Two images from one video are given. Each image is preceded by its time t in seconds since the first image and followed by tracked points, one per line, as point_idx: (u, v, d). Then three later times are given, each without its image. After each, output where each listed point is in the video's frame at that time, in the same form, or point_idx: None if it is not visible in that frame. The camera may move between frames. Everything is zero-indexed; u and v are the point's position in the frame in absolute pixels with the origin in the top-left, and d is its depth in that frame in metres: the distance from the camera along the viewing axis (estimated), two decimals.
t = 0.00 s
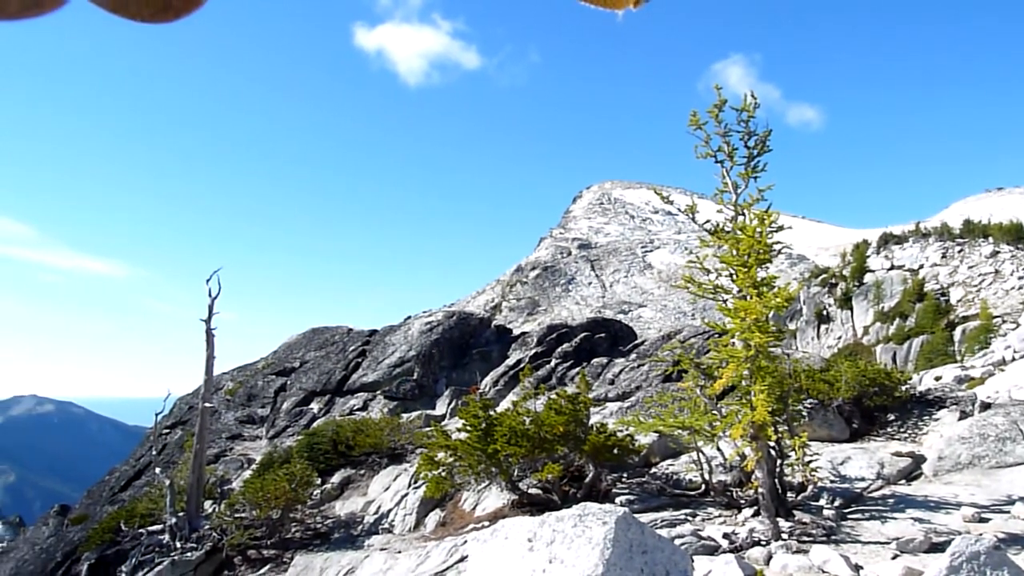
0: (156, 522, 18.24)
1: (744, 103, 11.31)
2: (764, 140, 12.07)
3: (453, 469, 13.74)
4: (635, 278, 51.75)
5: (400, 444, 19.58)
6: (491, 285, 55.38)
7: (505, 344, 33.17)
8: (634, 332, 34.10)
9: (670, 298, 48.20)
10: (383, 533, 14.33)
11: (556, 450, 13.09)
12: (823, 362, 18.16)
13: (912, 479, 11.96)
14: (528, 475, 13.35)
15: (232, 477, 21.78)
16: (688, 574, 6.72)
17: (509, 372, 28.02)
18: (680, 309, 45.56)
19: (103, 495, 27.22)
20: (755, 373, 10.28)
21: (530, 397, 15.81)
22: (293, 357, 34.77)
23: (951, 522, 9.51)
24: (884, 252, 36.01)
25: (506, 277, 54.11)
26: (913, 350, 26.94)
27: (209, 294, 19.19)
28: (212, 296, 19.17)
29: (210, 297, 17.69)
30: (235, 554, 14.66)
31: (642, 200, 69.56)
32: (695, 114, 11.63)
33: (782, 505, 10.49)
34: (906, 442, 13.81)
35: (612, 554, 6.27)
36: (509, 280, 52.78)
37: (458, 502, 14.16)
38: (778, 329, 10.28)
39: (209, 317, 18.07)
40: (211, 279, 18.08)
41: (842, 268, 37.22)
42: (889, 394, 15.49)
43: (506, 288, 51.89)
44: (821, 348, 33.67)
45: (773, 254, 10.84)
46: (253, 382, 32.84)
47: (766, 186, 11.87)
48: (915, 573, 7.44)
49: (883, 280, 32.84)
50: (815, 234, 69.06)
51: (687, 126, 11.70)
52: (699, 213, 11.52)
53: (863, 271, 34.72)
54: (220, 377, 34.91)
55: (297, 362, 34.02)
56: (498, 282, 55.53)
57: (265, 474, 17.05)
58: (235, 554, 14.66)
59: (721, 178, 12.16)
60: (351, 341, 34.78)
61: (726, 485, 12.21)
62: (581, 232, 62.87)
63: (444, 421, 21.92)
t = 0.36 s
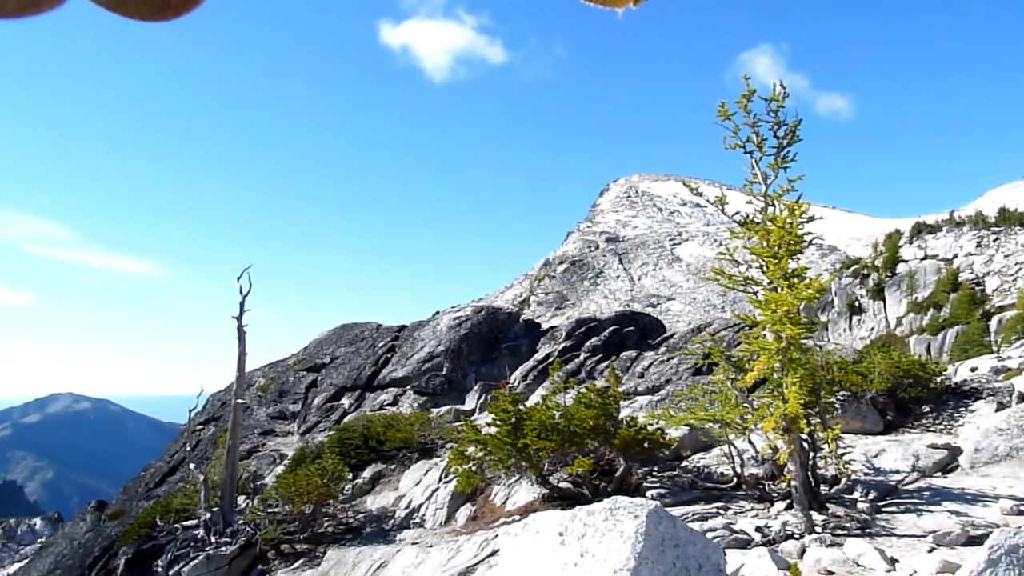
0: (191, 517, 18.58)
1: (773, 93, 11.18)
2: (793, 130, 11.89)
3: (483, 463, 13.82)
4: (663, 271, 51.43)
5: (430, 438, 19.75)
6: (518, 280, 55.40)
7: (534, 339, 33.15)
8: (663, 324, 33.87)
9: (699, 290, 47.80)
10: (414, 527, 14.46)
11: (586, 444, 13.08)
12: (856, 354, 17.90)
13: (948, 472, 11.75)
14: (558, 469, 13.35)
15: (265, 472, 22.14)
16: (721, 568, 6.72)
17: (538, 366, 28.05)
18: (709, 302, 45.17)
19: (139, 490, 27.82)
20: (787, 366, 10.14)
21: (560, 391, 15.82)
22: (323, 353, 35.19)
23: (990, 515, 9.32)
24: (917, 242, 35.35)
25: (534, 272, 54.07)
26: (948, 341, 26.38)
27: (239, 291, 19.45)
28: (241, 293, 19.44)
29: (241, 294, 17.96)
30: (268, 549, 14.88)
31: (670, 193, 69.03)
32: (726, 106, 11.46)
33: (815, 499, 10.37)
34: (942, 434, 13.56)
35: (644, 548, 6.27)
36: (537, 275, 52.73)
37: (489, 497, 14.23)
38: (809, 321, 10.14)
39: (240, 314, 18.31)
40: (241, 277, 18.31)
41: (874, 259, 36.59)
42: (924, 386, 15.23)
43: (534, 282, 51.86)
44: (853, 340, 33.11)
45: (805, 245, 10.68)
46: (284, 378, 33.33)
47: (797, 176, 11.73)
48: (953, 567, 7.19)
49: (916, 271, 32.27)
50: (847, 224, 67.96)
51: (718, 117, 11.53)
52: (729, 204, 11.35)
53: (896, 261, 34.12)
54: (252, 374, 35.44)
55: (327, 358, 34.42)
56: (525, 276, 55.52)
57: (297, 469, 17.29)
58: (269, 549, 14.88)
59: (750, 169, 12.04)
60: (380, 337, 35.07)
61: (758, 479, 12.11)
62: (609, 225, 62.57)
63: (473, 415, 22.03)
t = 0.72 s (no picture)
0: (221, 511, 18.86)
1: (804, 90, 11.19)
2: (824, 126, 11.75)
3: (509, 460, 13.89)
4: (690, 268, 51.06)
5: (457, 435, 19.83)
6: (544, 277, 55.34)
7: (560, 336, 33.10)
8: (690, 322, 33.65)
9: (727, 288, 47.36)
10: (441, 523, 14.55)
11: (613, 442, 13.07)
12: (887, 352, 17.61)
13: (981, 472, 11.53)
14: (585, 467, 13.33)
15: (293, 468, 22.40)
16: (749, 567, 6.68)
17: (565, 364, 28.01)
18: (737, 299, 44.73)
19: (170, 484, 28.35)
20: (816, 363, 10.01)
21: (587, 388, 15.81)
22: (351, 349, 35.52)
23: None
24: (950, 240, 34.71)
25: (561, 269, 53.95)
26: (981, 340, 25.79)
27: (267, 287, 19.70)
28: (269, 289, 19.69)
29: (270, 291, 18.17)
30: (297, 543, 15.08)
31: (697, 189, 68.46)
32: (754, 101, 11.91)
33: (845, 498, 10.23)
34: (975, 434, 13.30)
35: (671, 545, 6.26)
36: (563, 272, 52.60)
37: (515, 493, 14.26)
38: (839, 319, 10.01)
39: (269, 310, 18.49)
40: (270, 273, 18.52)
41: (906, 256, 35.96)
42: (956, 385, 14.98)
43: (560, 280, 51.76)
44: (883, 338, 32.54)
45: (834, 243, 10.55)
46: (312, 374, 33.73)
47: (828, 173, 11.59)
48: (984, 570, 7.08)
49: (948, 269, 31.86)
50: (879, 221, 66.85)
51: (748, 113, 11.98)
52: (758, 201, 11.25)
53: (927, 259, 33.55)
54: (280, 369, 35.88)
55: (355, 354, 34.74)
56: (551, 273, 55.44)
57: (325, 465, 17.49)
58: (297, 543, 15.08)
59: (780, 166, 11.92)
60: (407, 334, 35.29)
61: (787, 477, 12.00)
62: (636, 222, 62.22)
63: (500, 412, 22.08)
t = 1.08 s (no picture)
0: (254, 507, 19.04)
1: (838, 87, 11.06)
2: (858, 120, 11.57)
3: (541, 457, 13.91)
4: (722, 265, 50.57)
5: (488, 432, 19.95)
6: (574, 274, 55.18)
7: (591, 334, 33.00)
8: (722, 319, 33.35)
9: (759, 285, 46.78)
10: (473, 520, 14.63)
11: (645, 439, 13.01)
12: (923, 349, 17.28)
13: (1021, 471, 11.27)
14: (616, 464, 13.29)
15: (325, 465, 22.70)
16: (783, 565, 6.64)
17: (596, 361, 27.94)
18: (769, 297, 44.18)
19: (204, 480, 28.87)
20: (851, 361, 9.85)
21: (618, 385, 15.75)
22: (382, 347, 35.84)
23: None
24: (988, 235, 33.94)
25: (590, 266, 53.76)
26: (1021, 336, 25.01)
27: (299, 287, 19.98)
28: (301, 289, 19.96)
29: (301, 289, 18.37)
30: (329, 539, 15.25)
31: (729, 185, 67.72)
32: (787, 96, 11.79)
33: (880, 497, 10.06)
34: (1015, 432, 12.99)
35: (704, 544, 6.24)
36: (593, 269, 52.38)
37: (547, 491, 14.29)
38: (874, 316, 9.83)
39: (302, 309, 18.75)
40: (302, 272, 18.74)
41: (942, 251, 35.18)
42: (994, 382, 14.69)
43: (590, 277, 51.56)
44: (918, 335, 31.82)
45: (869, 239, 10.39)
46: (344, 371, 34.13)
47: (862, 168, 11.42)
48: None
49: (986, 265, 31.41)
50: (915, 216, 65.52)
51: (781, 107, 11.87)
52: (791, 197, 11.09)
53: (964, 254, 32.90)
54: (313, 367, 36.32)
55: (386, 351, 35.05)
56: (581, 271, 55.27)
57: (358, 461, 17.69)
58: (329, 539, 15.26)
59: (813, 161, 11.75)
60: (438, 332, 35.51)
61: (821, 476, 11.88)
62: (666, 218, 61.72)
63: (531, 409, 22.14)
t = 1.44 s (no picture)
0: (281, 501, 19.32)
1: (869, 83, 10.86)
2: (891, 116, 11.40)
3: (567, 455, 13.90)
4: (750, 263, 50.06)
5: (513, 429, 20.00)
6: (600, 272, 54.99)
7: (618, 331, 32.85)
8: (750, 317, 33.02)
9: (788, 283, 46.22)
10: (498, 517, 14.70)
11: (672, 438, 12.92)
12: (957, 349, 16.95)
13: None
14: (643, 463, 13.24)
15: (352, 460, 22.97)
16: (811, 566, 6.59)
17: (622, 359, 27.85)
18: (798, 295, 43.64)
19: (233, 475, 29.33)
20: (881, 360, 9.69)
21: (645, 383, 15.68)
22: (408, 343, 36.09)
23: None
24: None
25: (617, 264, 53.55)
26: None
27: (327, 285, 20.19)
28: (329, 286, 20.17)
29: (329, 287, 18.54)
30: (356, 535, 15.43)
31: (757, 183, 66.97)
32: (817, 92, 11.65)
33: (910, 498, 9.92)
34: None
35: (731, 543, 6.21)
36: (620, 267, 52.14)
37: (572, 488, 14.32)
38: (905, 314, 9.67)
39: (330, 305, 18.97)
40: (330, 269, 18.94)
41: (975, 250, 34.44)
42: None
43: (617, 274, 51.34)
44: (950, 335, 31.17)
45: (900, 236, 10.25)
46: (371, 367, 34.45)
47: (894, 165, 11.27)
48: None
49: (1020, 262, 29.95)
50: (948, 214, 64.27)
51: (811, 104, 11.74)
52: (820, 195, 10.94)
53: (997, 253, 32.16)
54: (340, 363, 36.67)
55: (412, 348, 35.28)
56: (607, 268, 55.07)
57: (384, 457, 17.84)
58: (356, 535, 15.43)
59: (843, 158, 11.61)
60: (464, 328, 35.66)
61: (850, 476, 11.74)
62: (693, 216, 61.21)
63: (557, 407, 22.15)
